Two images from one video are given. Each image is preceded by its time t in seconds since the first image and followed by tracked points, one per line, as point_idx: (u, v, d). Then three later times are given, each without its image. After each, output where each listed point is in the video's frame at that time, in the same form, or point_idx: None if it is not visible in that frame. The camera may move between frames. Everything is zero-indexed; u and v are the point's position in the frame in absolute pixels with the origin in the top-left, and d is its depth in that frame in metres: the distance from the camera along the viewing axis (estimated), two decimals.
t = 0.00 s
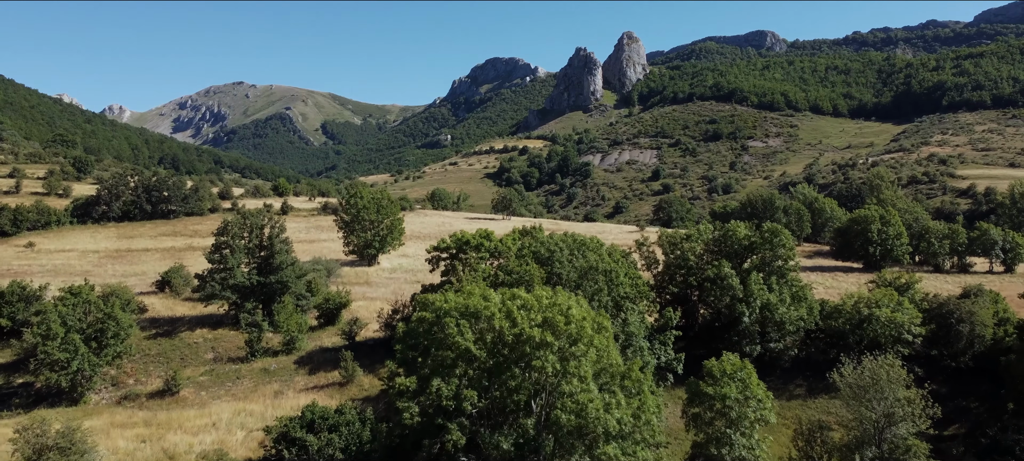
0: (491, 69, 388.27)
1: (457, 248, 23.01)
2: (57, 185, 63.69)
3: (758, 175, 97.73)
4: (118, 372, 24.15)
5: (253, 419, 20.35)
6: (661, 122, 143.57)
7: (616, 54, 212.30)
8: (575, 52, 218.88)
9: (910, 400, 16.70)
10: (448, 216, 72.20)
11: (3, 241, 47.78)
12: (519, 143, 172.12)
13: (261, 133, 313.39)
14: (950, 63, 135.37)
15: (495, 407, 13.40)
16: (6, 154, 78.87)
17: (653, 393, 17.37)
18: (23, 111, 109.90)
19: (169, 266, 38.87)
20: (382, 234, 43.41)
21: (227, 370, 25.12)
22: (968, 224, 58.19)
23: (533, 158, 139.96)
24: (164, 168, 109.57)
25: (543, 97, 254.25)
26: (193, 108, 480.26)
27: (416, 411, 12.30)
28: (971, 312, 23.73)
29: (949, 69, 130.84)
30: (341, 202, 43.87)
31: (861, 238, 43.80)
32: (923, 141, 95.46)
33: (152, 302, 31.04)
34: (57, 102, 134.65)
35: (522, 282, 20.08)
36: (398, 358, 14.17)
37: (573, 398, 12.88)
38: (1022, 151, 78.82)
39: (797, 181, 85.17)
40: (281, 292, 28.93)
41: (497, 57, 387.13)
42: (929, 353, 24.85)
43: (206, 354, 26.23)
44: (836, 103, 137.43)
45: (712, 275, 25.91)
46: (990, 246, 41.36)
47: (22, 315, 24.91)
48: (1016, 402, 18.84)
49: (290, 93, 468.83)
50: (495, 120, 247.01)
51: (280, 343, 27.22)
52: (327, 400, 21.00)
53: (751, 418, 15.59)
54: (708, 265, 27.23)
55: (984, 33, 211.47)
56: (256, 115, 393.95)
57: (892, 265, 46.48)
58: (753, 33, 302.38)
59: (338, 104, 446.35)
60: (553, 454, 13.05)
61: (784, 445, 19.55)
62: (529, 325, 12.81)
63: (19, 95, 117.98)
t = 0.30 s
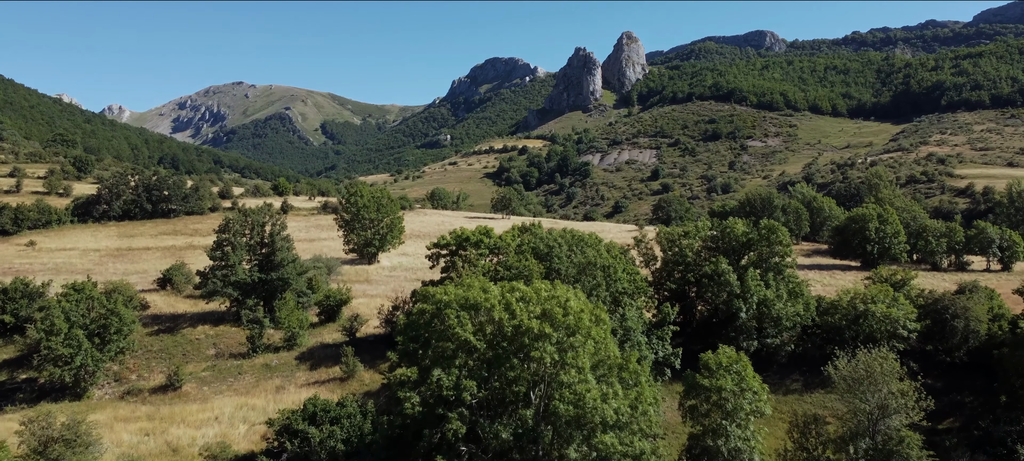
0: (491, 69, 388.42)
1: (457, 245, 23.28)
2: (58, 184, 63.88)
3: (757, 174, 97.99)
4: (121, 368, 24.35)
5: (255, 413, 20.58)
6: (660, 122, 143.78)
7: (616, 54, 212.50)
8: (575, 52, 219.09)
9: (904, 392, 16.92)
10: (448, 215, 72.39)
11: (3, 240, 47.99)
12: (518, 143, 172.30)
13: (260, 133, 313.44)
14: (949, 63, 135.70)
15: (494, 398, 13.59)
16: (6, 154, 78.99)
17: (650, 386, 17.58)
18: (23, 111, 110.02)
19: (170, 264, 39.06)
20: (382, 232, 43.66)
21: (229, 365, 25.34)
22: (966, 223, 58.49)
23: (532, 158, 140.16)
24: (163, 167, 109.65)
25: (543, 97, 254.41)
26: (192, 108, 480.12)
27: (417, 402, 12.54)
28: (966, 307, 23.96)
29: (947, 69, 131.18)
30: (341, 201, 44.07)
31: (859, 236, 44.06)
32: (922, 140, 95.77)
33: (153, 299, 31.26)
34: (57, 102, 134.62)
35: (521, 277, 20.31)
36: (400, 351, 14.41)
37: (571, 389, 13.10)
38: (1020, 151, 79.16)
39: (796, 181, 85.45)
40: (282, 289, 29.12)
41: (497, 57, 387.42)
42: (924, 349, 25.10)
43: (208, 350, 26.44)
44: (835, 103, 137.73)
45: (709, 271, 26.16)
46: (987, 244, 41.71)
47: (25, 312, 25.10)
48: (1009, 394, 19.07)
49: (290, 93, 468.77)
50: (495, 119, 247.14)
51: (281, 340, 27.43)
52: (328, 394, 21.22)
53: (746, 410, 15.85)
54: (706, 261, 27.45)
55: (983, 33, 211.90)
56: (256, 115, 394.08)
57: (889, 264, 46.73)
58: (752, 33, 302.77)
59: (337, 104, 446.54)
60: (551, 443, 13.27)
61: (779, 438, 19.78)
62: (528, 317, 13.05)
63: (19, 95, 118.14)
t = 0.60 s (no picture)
0: (491, 69, 388.48)
1: (457, 241, 23.47)
2: (58, 184, 64.05)
3: (756, 173, 98.25)
4: (123, 364, 24.55)
5: (257, 407, 20.79)
6: (659, 122, 144.02)
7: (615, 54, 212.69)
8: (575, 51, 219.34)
9: (898, 385, 17.18)
10: (447, 215, 72.59)
11: (4, 238, 48.15)
12: (517, 143, 172.51)
13: (260, 133, 313.48)
14: (947, 63, 136.02)
15: (494, 389, 13.79)
16: (6, 153, 79.10)
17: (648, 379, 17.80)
18: (23, 111, 110.12)
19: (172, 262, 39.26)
20: (382, 231, 43.90)
21: (231, 361, 25.54)
22: (964, 222, 58.75)
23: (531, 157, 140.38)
24: (163, 167, 109.86)
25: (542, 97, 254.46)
26: (191, 108, 480.03)
27: (417, 392, 12.79)
28: (961, 302, 24.21)
29: (946, 68, 131.52)
30: (341, 199, 44.26)
31: (857, 235, 44.35)
32: (920, 140, 96.07)
33: (155, 296, 31.47)
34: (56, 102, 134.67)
35: (520, 272, 20.50)
36: (401, 343, 14.60)
37: (569, 380, 13.34)
38: (1018, 151, 79.51)
39: (795, 180, 85.73)
40: (283, 285, 29.33)
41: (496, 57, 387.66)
42: (919, 344, 25.35)
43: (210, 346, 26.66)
44: (834, 103, 138.04)
45: (707, 268, 26.42)
46: (984, 243, 42.16)
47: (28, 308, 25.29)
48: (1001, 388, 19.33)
49: (289, 92, 468.70)
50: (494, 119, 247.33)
51: (282, 336, 27.62)
52: (330, 389, 21.43)
53: (742, 402, 16.09)
54: (703, 258, 27.70)
55: (982, 33, 212.32)
56: (255, 115, 394.06)
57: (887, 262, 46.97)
58: (752, 33, 303.02)
59: (337, 104, 446.63)
60: (550, 433, 13.48)
61: (775, 430, 20.00)
62: (526, 309, 13.30)
63: (19, 95, 118.33)
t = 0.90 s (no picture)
0: (490, 69, 388.61)
1: (456, 238, 23.71)
2: (58, 183, 64.23)
3: (755, 173, 98.51)
4: (125, 359, 24.73)
5: (259, 401, 21.02)
6: (659, 122, 144.25)
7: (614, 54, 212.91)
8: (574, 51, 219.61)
9: (891, 377, 17.46)
10: (447, 214, 72.85)
11: (5, 237, 48.28)
12: (517, 143, 172.73)
13: (259, 133, 313.41)
14: (946, 63, 136.47)
15: (494, 380, 14.00)
16: (6, 153, 79.13)
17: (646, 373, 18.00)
18: (23, 110, 110.11)
19: (172, 260, 39.41)
20: (382, 230, 44.13)
21: (232, 357, 25.75)
22: (962, 221, 59.03)
23: (531, 157, 140.64)
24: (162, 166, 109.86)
25: (542, 97, 254.75)
26: (191, 108, 479.71)
27: (418, 382, 13.05)
28: (955, 298, 24.46)
29: (945, 68, 131.93)
30: (341, 198, 44.40)
31: (855, 233, 44.65)
32: (919, 140, 96.42)
33: (156, 293, 31.66)
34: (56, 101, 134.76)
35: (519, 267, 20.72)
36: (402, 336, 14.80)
37: (567, 372, 13.59)
38: (1016, 150, 79.92)
39: (794, 179, 86.01)
40: (284, 282, 29.56)
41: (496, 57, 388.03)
42: (914, 339, 25.55)
43: (212, 342, 26.88)
44: (833, 103, 138.39)
45: (704, 264, 26.67)
46: (982, 241, 42.64)
47: (32, 304, 25.50)
48: (994, 381, 19.58)
49: (288, 92, 468.54)
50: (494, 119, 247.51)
51: (284, 332, 27.84)
52: (330, 383, 21.63)
53: (737, 394, 16.36)
54: (701, 254, 27.93)
55: (980, 33, 212.83)
56: (254, 115, 393.84)
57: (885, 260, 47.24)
58: (751, 33, 303.51)
59: (336, 104, 446.73)
60: (548, 424, 13.74)
61: (770, 424, 20.19)
62: (525, 300, 13.55)
63: (18, 94, 118.29)
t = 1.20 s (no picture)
0: (489, 69, 388.82)
1: (456, 235, 24.02)
2: (59, 182, 64.41)
3: (754, 172, 98.66)
4: (128, 355, 24.91)
5: (261, 396, 21.23)
6: (658, 121, 144.51)
7: (614, 53, 213.05)
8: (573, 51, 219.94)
9: (885, 370, 17.71)
10: (447, 213, 73.11)
11: (6, 236, 48.43)
12: (516, 142, 172.89)
13: (259, 134, 313.34)
14: (945, 63, 136.87)
15: (493, 371, 14.23)
16: (6, 152, 79.21)
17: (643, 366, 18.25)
18: (22, 110, 110.19)
19: (173, 258, 39.62)
20: (382, 228, 44.38)
21: (234, 352, 25.96)
22: (960, 219, 59.32)
23: (530, 156, 140.89)
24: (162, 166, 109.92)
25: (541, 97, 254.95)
26: (190, 108, 479.47)
27: (419, 373, 13.27)
28: (950, 294, 24.70)
29: (944, 68, 132.30)
30: (341, 197, 44.65)
31: (852, 231, 44.99)
32: (917, 139, 96.73)
33: (158, 290, 31.88)
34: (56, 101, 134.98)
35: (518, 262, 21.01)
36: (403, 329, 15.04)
37: (566, 363, 13.82)
38: (1015, 150, 80.24)
39: (792, 179, 86.26)
40: (285, 279, 29.80)
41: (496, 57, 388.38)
42: (910, 335, 25.83)
43: (213, 338, 27.08)
44: (832, 102, 138.72)
45: (702, 260, 26.88)
46: (978, 240, 42.83)
47: (35, 300, 25.71)
48: (987, 374, 19.84)
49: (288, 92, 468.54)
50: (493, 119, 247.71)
51: (285, 329, 28.08)
52: (331, 378, 21.85)
53: (733, 386, 16.63)
54: (698, 251, 28.14)
55: (979, 33, 213.36)
56: (254, 115, 393.77)
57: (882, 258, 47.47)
58: (750, 33, 304.00)
59: (336, 104, 446.73)
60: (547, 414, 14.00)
61: (766, 417, 20.43)
62: (524, 293, 13.77)
63: (18, 94, 118.37)
